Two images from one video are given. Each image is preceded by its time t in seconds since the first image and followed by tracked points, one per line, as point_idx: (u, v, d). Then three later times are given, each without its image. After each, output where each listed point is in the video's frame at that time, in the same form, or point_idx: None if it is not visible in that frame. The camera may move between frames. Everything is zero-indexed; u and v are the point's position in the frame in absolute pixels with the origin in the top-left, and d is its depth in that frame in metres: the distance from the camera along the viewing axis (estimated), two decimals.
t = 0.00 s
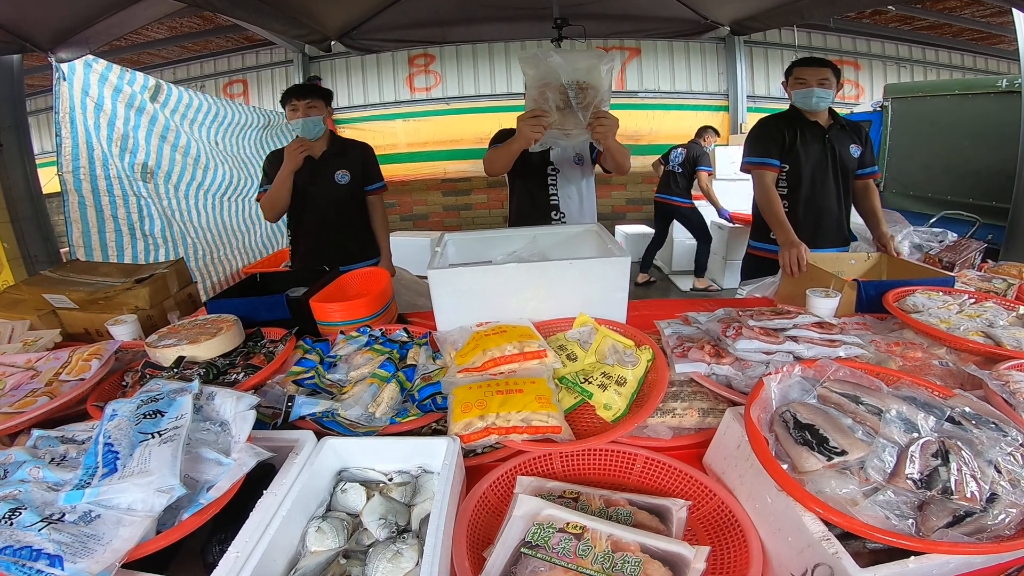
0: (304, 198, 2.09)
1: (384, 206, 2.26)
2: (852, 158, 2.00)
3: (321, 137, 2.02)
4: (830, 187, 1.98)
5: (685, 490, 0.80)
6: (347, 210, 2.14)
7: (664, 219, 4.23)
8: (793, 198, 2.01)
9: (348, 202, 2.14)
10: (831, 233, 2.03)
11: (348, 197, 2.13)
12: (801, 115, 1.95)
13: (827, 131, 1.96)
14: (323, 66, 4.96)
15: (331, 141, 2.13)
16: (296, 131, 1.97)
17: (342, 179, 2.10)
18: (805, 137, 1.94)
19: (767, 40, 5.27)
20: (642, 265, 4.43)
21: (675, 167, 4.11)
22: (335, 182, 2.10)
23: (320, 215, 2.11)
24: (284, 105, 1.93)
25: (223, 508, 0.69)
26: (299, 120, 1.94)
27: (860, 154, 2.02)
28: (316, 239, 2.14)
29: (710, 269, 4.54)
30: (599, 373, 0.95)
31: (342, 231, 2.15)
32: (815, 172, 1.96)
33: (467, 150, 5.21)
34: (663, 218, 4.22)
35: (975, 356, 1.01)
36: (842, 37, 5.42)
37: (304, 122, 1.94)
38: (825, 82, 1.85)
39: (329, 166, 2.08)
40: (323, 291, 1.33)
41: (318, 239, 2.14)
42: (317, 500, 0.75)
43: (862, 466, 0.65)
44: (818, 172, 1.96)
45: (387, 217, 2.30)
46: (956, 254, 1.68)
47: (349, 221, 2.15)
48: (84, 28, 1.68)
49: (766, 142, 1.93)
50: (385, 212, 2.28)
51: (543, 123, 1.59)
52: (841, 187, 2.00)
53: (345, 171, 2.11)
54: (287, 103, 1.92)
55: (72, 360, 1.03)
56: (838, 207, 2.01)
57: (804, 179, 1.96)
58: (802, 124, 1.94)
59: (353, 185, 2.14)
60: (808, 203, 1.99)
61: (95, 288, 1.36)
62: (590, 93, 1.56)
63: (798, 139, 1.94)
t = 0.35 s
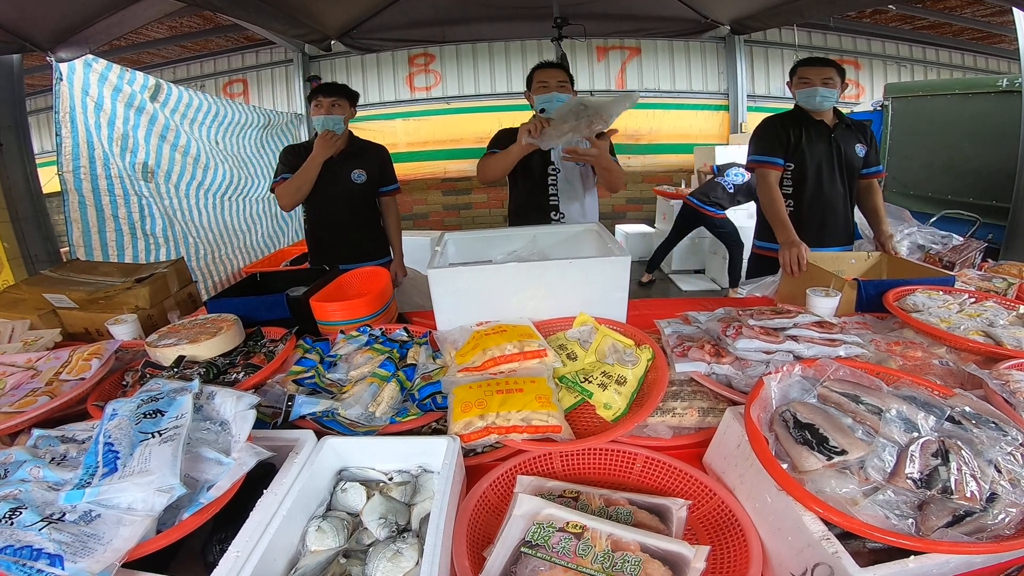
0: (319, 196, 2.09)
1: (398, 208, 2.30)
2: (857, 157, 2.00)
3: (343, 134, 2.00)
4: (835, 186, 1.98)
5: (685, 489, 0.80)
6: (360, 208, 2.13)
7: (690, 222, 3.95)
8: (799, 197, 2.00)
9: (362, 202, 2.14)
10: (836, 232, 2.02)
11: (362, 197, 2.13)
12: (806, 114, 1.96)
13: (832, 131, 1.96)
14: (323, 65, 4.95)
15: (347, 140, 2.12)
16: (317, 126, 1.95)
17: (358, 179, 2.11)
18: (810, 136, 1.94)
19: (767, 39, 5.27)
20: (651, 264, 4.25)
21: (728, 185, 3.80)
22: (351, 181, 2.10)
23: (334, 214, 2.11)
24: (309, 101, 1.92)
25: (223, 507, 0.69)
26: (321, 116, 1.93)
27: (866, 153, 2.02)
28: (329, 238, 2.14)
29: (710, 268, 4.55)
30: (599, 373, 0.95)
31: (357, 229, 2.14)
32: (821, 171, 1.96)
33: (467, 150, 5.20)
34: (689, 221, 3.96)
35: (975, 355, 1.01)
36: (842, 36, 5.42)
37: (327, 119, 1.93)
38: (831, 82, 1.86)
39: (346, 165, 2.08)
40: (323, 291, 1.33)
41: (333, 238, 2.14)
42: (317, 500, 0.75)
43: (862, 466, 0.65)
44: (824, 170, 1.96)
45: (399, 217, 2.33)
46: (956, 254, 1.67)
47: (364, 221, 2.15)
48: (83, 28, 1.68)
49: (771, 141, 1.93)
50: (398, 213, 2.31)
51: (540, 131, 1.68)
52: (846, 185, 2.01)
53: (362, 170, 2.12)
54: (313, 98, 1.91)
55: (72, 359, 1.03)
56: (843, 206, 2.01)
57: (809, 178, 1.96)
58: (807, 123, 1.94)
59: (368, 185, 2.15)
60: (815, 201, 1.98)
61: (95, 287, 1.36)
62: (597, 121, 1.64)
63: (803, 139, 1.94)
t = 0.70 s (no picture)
0: (316, 193, 2.09)
1: (396, 209, 2.29)
2: (860, 156, 2.00)
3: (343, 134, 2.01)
4: (839, 184, 1.98)
5: (684, 489, 0.80)
6: (356, 207, 2.13)
7: (705, 218, 3.91)
8: (803, 195, 2.00)
9: (359, 201, 2.13)
10: (839, 231, 2.02)
11: (358, 196, 2.13)
12: (808, 113, 1.96)
13: (835, 129, 1.96)
14: (324, 65, 4.95)
15: (348, 138, 2.12)
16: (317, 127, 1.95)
17: (356, 177, 2.11)
18: (813, 134, 1.94)
19: (767, 39, 5.27)
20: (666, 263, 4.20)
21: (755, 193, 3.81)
22: (348, 180, 2.10)
23: (330, 211, 2.11)
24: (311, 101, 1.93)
25: (223, 507, 0.69)
26: (322, 117, 1.93)
27: (868, 152, 2.02)
28: (326, 237, 2.14)
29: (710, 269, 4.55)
30: (600, 373, 0.94)
31: (352, 229, 2.14)
32: (825, 169, 1.96)
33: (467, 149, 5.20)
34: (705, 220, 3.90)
35: (976, 355, 1.01)
36: (842, 36, 5.42)
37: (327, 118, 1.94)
38: (836, 81, 1.86)
39: (344, 163, 2.09)
40: (323, 291, 1.33)
41: (330, 236, 2.14)
42: (318, 499, 0.76)
43: (862, 465, 0.65)
44: (827, 169, 1.96)
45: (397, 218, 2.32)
46: (957, 254, 1.66)
47: (360, 220, 2.14)
48: (83, 27, 1.68)
49: (774, 140, 1.93)
50: (395, 213, 2.29)
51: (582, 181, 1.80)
52: (849, 184, 2.01)
53: (359, 170, 2.11)
54: (314, 98, 1.92)
55: (72, 359, 1.03)
56: (847, 204, 2.01)
57: (813, 176, 1.96)
58: (810, 122, 1.94)
59: (365, 184, 2.15)
60: (819, 199, 1.98)
61: (95, 287, 1.36)
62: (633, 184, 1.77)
63: (807, 137, 1.93)
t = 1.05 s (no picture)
0: (308, 194, 2.09)
1: (387, 210, 2.29)
2: (861, 155, 2.00)
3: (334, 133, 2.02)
4: (841, 183, 1.98)
5: (684, 488, 0.80)
6: (347, 206, 2.13)
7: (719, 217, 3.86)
8: (805, 195, 2.00)
9: (350, 200, 2.14)
10: (840, 230, 2.02)
11: (349, 195, 2.13)
12: (810, 113, 1.96)
13: (836, 128, 1.96)
14: (324, 65, 4.96)
15: (342, 138, 2.13)
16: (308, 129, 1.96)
17: (347, 176, 2.11)
18: (815, 133, 1.94)
19: (768, 39, 5.27)
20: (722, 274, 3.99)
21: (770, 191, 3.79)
22: (340, 179, 2.10)
23: (320, 211, 2.11)
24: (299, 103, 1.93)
25: (223, 506, 0.69)
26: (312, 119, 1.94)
27: (869, 151, 2.02)
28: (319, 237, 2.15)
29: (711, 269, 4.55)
30: (599, 373, 0.94)
31: (343, 228, 2.14)
32: (828, 168, 1.96)
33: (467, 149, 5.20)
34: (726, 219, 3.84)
35: (976, 355, 1.01)
36: (842, 36, 5.42)
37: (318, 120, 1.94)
38: (838, 80, 1.86)
39: (335, 163, 2.09)
40: (323, 291, 1.32)
41: (324, 237, 2.14)
42: (318, 499, 0.76)
43: (862, 466, 0.65)
44: (829, 168, 1.96)
45: (388, 219, 2.32)
46: (957, 254, 1.66)
47: (352, 219, 2.15)
48: (83, 27, 1.68)
49: (775, 140, 1.94)
50: (386, 214, 2.30)
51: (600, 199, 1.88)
52: (851, 182, 2.00)
53: (351, 169, 2.12)
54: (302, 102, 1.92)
55: (73, 359, 1.03)
56: (849, 204, 2.01)
57: (815, 175, 1.96)
58: (812, 121, 1.94)
59: (357, 183, 2.15)
60: (821, 199, 1.98)
61: (95, 287, 1.36)
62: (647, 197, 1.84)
63: (809, 137, 1.94)
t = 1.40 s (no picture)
0: (309, 194, 2.09)
1: (388, 209, 2.28)
2: (861, 154, 2.00)
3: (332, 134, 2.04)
4: (841, 182, 1.98)
5: (684, 488, 0.80)
6: (348, 205, 2.13)
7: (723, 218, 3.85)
8: (805, 194, 2.00)
9: (351, 200, 2.13)
10: (840, 230, 2.02)
11: (349, 195, 2.13)
12: (809, 113, 1.96)
13: (836, 128, 1.96)
14: (324, 65, 4.96)
15: (342, 138, 2.13)
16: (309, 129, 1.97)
17: (348, 176, 2.11)
18: (815, 133, 1.94)
19: (768, 39, 5.26)
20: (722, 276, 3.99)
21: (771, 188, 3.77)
22: (341, 179, 2.10)
23: (321, 210, 2.11)
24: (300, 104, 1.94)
25: (224, 506, 0.69)
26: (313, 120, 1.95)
27: (869, 150, 2.02)
28: (319, 237, 2.14)
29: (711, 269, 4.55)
30: (599, 373, 0.94)
31: (345, 227, 2.14)
32: (828, 168, 1.96)
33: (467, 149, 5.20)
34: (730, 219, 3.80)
35: (976, 355, 1.01)
36: (842, 37, 5.42)
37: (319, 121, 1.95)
38: (839, 80, 1.86)
39: (336, 163, 2.09)
40: (322, 291, 1.33)
41: (324, 237, 2.14)
42: (318, 499, 0.76)
43: (862, 466, 0.65)
44: (830, 167, 1.96)
45: (388, 219, 2.31)
46: (957, 254, 1.67)
47: (352, 220, 2.15)
48: (84, 27, 1.68)
49: (775, 139, 1.94)
50: (387, 214, 2.29)
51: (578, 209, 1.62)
52: (851, 182, 2.00)
53: (351, 169, 2.11)
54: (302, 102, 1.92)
55: (73, 358, 1.03)
56: (849, 203, 2.01)
57: (815, 175, 1.96)
58: (811, 121, 1.94)
59: (357, 184, 2.14)
60: (821, 198, 1.98)
61: (95, 287, 1.36)
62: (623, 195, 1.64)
63: (808, 136, 1.94)
